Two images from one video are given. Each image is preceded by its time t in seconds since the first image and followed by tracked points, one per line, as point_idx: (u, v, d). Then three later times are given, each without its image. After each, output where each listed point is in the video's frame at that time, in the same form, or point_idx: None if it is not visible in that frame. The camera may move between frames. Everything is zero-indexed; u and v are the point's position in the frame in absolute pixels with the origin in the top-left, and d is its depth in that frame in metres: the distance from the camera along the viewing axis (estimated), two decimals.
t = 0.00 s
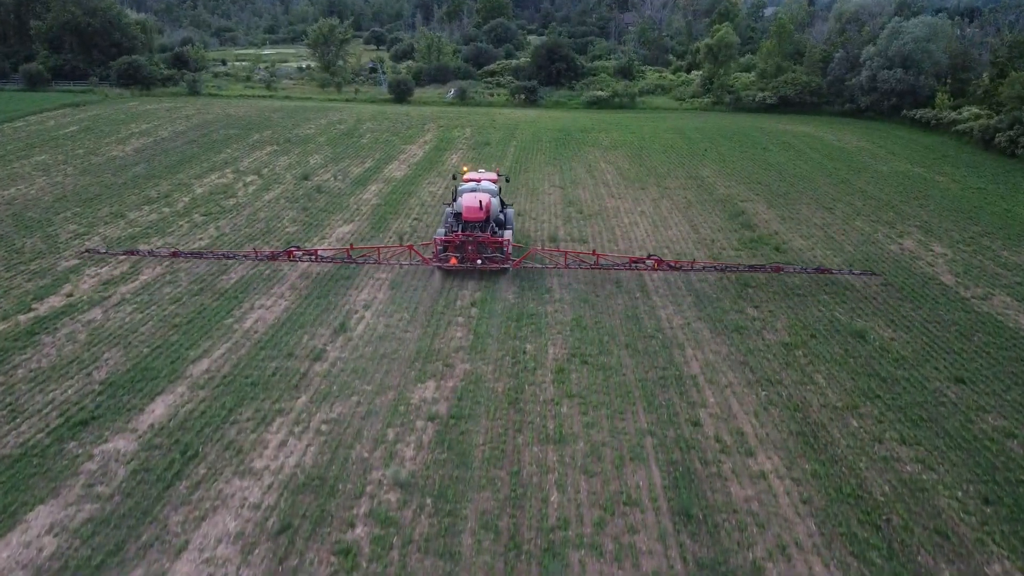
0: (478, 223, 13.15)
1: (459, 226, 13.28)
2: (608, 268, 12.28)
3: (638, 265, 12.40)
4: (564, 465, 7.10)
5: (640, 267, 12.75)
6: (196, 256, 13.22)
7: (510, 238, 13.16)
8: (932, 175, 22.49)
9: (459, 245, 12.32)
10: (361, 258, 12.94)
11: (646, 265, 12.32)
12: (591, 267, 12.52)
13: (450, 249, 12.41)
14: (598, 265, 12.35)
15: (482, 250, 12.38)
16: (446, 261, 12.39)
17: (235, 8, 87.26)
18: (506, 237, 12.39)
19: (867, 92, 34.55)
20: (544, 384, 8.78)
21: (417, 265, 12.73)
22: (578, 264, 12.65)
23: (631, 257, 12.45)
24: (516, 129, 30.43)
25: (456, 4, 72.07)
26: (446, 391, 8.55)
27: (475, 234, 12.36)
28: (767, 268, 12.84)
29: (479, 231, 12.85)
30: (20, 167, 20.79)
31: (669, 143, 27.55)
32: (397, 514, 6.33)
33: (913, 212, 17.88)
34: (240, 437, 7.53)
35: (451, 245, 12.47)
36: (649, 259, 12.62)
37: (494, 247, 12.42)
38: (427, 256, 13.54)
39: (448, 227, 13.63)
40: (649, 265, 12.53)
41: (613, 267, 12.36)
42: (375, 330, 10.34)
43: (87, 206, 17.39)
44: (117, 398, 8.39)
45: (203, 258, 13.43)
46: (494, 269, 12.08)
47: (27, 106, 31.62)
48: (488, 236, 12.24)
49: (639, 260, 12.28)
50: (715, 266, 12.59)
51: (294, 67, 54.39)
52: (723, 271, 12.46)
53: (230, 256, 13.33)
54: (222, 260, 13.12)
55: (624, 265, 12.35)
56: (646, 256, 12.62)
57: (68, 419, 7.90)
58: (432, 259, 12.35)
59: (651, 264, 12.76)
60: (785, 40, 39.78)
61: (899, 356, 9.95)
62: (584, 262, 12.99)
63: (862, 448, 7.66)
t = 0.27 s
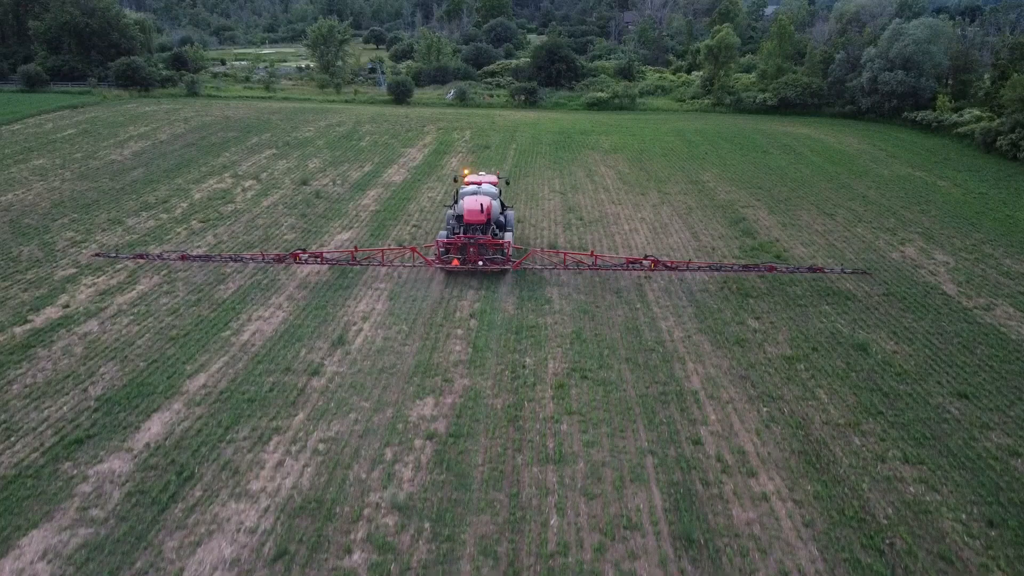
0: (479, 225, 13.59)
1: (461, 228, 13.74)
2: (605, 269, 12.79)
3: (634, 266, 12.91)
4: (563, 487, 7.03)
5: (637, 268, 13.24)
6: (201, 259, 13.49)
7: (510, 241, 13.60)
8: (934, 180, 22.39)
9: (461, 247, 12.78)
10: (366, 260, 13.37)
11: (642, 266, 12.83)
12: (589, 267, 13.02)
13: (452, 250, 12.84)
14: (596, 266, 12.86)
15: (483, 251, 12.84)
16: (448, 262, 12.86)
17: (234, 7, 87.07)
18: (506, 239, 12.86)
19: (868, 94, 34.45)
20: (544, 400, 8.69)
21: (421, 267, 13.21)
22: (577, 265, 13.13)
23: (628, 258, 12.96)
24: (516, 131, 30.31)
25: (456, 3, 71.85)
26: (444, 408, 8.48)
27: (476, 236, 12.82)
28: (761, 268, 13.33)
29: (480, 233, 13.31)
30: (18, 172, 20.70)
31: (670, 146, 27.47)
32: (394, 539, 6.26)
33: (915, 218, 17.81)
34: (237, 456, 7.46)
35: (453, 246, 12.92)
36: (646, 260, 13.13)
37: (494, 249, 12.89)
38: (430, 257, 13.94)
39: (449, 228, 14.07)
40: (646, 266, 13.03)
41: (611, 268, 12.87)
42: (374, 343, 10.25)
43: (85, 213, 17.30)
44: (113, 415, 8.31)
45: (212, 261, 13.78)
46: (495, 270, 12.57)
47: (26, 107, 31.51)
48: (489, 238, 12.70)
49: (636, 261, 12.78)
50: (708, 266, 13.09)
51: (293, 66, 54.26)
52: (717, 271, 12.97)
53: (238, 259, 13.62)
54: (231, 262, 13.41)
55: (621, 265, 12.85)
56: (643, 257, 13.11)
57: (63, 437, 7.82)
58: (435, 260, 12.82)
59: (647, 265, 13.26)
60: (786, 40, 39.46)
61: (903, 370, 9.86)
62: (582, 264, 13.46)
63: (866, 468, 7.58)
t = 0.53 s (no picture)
0: (480, 228, 13.92)
1: (462, 230, 14.06)
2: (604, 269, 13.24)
3: (632, 265, 13.37)
4: (563, 509, 6.98)
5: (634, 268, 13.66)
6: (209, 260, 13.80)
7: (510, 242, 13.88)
8: (935, 184, 22.31)
9: (463, 248, 13.04)
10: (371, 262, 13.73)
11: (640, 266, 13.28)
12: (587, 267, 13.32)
13: (454, 252, 13.08)
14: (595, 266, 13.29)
15: (485, 253, 13.09)
16: (451, 264, 13.13)
17: (234, 5, 86.83)
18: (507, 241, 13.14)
19: (869, 96, 34.35)
20: (544, 417, 8.62)
21: (424, 268, 13.57)
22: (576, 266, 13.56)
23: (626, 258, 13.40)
24: (516, 134, 30.21)
25: (455, 2, 71.63)
26: (444, 425, 8.42)
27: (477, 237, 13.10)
28: (756, 267, 13.82)
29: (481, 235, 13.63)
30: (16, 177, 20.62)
31: (671, 149, 27.40)
32: (393, 565, 6.22)
33: (917, 224, 17.74)
34: (234, 477, 7.40)
35: (455, 248, 13.16)
36: (645, 259, 13.31)
37: (495, 251, 13.17)
38: (431, 259, 14.24)
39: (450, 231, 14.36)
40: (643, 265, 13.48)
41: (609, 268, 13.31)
42: (372, 357, 10.17)
43: (83, 219, 17.22)
44: (109, 433, 8.25)
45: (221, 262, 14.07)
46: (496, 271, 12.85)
47: (24, 110, 31.40)
48: (490, 240, 12.97)
49: (634, 261, 13.22)
50: (704, 266, 13.57)
51: (292, 66, 54.12)
52: (712, 272, 13.45)
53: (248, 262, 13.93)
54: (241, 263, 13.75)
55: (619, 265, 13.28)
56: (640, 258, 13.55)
57: (59, 456, 7.76)
58: (438, 262, 13.09)
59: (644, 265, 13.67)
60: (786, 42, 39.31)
61: (905, 384, 9.80)
62: (581, 265, 13.64)
63: (869, 488, 7.52)
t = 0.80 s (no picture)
0: (481, 230, 14.42)
1: (464, 232, 14.59)
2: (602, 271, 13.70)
3: (630, 266, 13.84)
4: (564, 531, 6.94)
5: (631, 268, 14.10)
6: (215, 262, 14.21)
7: (510, 244, 14.42)
8: (937, 189, 22.23)
9: (464, 251, 13.62)
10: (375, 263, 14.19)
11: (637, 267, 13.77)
12: (586, 270, 13.60)
13: (456, 254, 13.63)
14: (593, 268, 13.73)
15: (486, 255, 13.66)
16: (453, 265, 13.70)
17: (234, 4, 86.62)
18: (507, 243, 13.68)
19: (870, 98, 34.24)
20: (544, 434, 8.57)
21: (427, 270, 14.03)
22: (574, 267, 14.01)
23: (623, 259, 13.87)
24: (516, 137, 30.13)
25: (455, 2, 71.43)
26: (443, 442, 8.36)
27: (479, 240, 13.66)
28: (749, 267, 14.32)
29: (482, 237, 14.15)
30: (14, 183, 20.55)
31: (671, 152, 27.32)
32: None
33: (917, 231, 17.68)
34: (232, 498, 7.36)
35: (457, 250, 13.72)
36: (640, 261, 14.00)
37: (496, 252, 13.74)
38: (435, 260, 14.80)
39: (453, 232, 14.91)
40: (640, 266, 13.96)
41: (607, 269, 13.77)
42: (371, 371, 10.11)
43: (81, 226, 17.14)
44: (106, 451, 8.18)
45: (227, 265, 14.45)
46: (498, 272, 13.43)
47: (23, 112, 31.31)
48: (491, 242, 13.52)
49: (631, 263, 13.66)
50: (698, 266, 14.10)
51: (291, 66, 53.99)
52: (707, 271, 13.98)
53: (255, 263, 14.34)
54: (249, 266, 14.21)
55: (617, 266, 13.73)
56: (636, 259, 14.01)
57: (56, 476, 7.72)
58: (440, 264, 13.64)
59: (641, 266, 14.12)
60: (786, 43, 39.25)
61: (907, 399, 9.74)
62: (579, 266, 14.15)
63: (871, 509, 7.47)
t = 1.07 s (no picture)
0: (483, 232, 14.79)
1: (466, 234, 14.98)
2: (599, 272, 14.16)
3: (627, 268, 14.24)
4: (563, 554, 6.91)
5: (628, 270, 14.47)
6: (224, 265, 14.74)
7: (511, 246, 14.81)
8: (937, 194, 22.18)
9: (466, 253, 14.06)
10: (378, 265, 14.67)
11: (634, 268, 14.20)
12: (585, 272, 14.03)
13: (458, 256, 14.11)
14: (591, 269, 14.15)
15: (487, 257, 14.05)
16: (455, 266, 14.16)
17: (234, 4, 86.50)
18: (508, 245, 14.06)
19: (870, 101, 34.19)
20: (543, 451, 8.53)
21: (429, 271, 14.44)
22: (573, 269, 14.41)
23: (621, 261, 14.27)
24: (516, 140, 30.07)
25: (455, 2, 71.27)
26: (442, 460, 8.33)
27: (480, 242, 14.05)
28: (743, 268, 14.84)
29: (483, 239, 14.55)
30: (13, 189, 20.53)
31: (671, 156, 27.28)
32: None
33: (918, 238, 17.64)
34: (230, 518, 7.32)
35: (459, 252, 14.17)
36: (637, 262, 14.19)
37: (497, 254, 14.13)
38: (438, 261, 15.26)
39: (455, 234, 15.33)
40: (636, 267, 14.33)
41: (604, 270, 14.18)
42: (370, 385, 10.06)
43: (80, 233, 17.10)
44: (104, 469, 8.14)
45: (234, 265, 14.94)
46: (498, 273, 13.88)
47: (22, 115, 31.27)
48: (492, 245, 13.90)
49: (628, 264, 14.08)
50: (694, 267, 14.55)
51: (291, 67, 53.89)
52: (703, 272, 14.51)
53: (261, 265, 14.84)
54: (256, 269, 14.72)
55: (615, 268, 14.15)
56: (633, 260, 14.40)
57: (53, 495, 7.68)
58: (443, 266, 14.09)
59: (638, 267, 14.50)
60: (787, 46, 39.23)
61: (909, 414, 9.70)
62: (578, 268, 14.57)
63: (873, 529, 7.43)
